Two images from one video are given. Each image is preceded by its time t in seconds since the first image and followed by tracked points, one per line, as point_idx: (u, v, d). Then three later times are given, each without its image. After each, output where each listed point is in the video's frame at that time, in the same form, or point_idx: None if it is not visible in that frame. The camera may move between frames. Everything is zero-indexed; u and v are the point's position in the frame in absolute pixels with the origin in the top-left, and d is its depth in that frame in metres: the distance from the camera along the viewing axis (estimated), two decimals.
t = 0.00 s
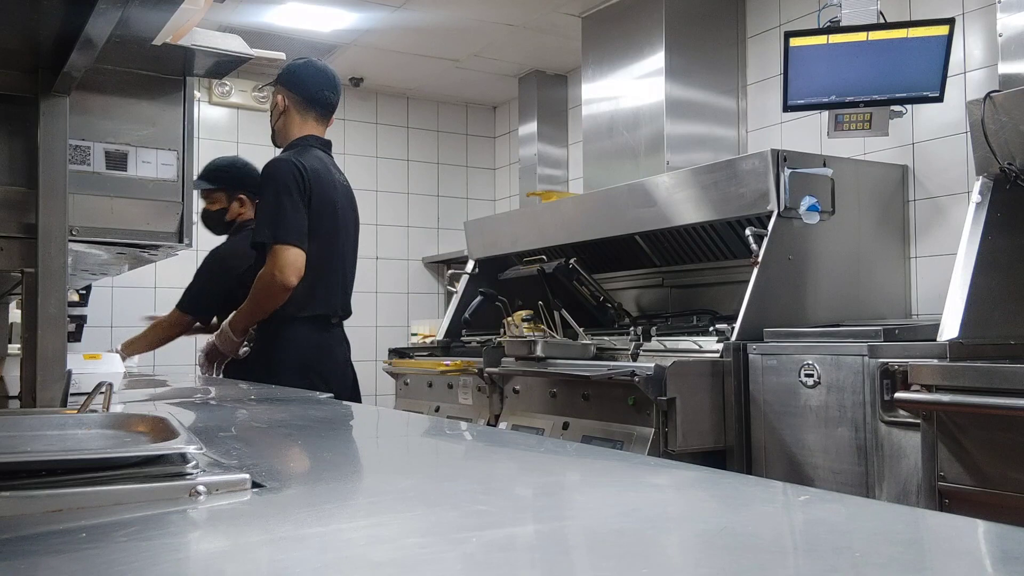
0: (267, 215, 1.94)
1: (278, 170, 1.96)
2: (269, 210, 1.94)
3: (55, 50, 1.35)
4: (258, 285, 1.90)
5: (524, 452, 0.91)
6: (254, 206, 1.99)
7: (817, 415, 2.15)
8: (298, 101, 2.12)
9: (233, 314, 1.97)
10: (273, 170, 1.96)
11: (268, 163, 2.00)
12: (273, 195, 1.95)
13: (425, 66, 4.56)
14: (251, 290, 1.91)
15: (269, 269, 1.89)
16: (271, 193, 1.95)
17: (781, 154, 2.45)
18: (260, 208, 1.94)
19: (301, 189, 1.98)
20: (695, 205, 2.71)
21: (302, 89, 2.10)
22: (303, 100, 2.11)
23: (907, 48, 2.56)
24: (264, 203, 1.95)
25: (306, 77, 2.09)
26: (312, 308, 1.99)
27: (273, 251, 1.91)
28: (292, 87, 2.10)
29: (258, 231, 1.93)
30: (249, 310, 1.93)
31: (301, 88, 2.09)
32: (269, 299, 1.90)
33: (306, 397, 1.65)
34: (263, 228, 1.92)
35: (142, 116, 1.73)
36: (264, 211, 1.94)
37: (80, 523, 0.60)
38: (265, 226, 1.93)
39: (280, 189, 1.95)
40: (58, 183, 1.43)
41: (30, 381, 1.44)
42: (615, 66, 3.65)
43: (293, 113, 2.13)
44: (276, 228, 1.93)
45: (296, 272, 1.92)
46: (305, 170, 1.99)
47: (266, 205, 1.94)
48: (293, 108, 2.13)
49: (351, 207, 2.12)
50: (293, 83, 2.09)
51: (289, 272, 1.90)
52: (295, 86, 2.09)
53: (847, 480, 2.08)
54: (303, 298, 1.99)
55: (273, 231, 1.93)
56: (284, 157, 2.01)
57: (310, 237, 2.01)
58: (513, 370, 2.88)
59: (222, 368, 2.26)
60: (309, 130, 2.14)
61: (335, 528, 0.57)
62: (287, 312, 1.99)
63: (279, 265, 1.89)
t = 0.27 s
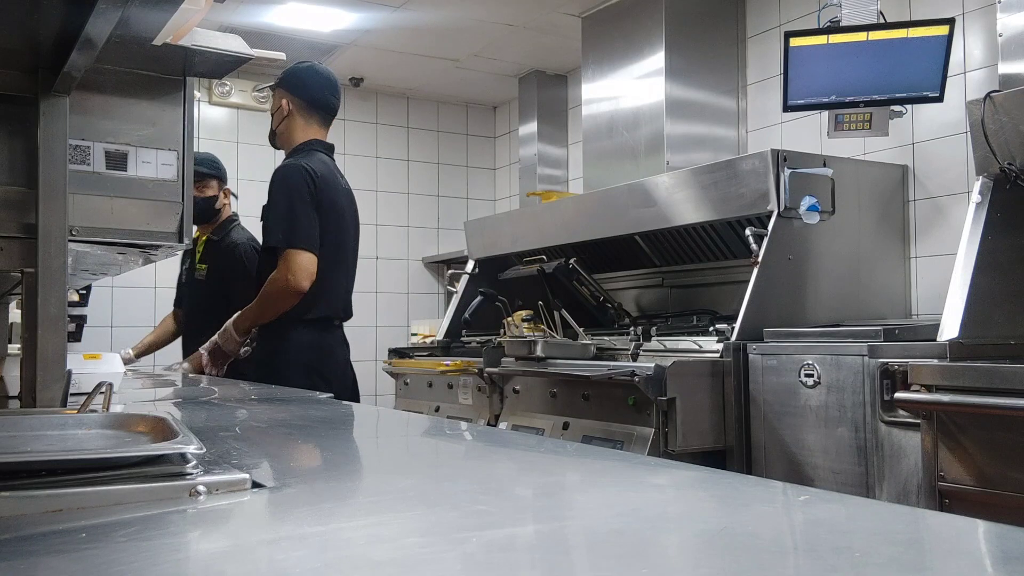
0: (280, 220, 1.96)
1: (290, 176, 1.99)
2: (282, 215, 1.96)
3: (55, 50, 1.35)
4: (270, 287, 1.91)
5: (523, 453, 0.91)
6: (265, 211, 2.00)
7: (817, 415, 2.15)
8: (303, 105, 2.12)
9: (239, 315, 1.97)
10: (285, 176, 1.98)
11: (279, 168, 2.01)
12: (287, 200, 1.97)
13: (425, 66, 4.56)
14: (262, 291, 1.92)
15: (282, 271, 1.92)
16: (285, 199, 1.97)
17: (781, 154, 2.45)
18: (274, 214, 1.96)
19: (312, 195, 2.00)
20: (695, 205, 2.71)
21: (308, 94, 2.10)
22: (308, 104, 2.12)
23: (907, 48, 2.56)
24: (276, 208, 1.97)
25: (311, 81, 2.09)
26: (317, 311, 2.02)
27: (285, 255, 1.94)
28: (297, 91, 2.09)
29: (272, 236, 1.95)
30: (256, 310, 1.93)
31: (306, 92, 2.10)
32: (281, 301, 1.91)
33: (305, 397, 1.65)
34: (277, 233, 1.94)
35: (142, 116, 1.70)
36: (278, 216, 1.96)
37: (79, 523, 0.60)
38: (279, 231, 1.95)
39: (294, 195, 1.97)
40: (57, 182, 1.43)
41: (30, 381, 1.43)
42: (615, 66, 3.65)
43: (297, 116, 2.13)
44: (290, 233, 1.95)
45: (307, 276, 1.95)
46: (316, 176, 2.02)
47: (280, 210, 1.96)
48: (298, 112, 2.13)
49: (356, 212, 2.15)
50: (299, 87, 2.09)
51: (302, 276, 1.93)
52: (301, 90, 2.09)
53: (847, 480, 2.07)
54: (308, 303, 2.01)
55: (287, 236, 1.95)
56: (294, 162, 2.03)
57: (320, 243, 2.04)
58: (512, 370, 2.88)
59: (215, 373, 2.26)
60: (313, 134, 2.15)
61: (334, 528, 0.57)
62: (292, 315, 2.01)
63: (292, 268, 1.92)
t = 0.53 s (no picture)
0: (289, 220, 1.96)
1: (297, 177, 1.99)
2: (291, 214, 1.96)
3: (55, 50, 1.35)
4: (279, 284, 1.91)
5: (524, 453, 0.91)
6: (273, 210, 2.00)
7: (817, 415, 2.15)
8: (309, 108, 2.12)
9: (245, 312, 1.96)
10: (292, 177, 1.98)
11: (288, 168, 2.02)
12: (296, 199, 1.97)
13: (425, 66, 4.56)
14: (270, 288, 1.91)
15: (292, 269, 1.91)
16: (293, 198, 1.97)
17: (781, 154, 2.45)
18: (282, 214, 1.96)
19: (319, 195, 2.01)
20: (695, 205, 2.71)
21: (313, 97, 2.10)
22: (313, 107, 2.12)
23: (907, 48, 2.56)
24: (285, 208, 1.97)
25: (317, 85, 2.10)
26: (321, 311, 2.02)
27: (295, 252, 1.94)
28: (303, 94, 2.09)
29: (280, 234, 1.95)
30: (262, 308, 1.93)
31: (312, 95, 2.10)
32: (290, 298, 1.91)
33: (305, 397, 1.65)
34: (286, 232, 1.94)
35: (142, 116, 1.69)
36: (286, 215, 1.96)
37: (80, 523, 0.60)
38: (287, 229, 1.96)
39: (302, 194, 1.97)
40: (58, 183, 1.43)
41: (30, 381, 1.43)
42: (615, 66, 3.65)
43: (301, 118, 2.13)
44: (298, 232, 1.95)
45: (317, 275, 1.95)
46: (323, 175, 2.03)
47: (289, 209, 1.96)
48: (303, 115, 2.13)
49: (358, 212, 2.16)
50: (304, 90, 2.09)
51: (312, 274, 1.93)
52: (307, 93, 2.09)
53: (848, 480, 2.07)
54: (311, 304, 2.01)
55: (295, 235, 1.95)
56: (300, 163, 2.03)
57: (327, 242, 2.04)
58: (513, 370, 2.88)
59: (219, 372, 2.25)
60: (318, 137, 2.16)
61: (334, 528, 0.57)
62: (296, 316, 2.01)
63: (302, 266, 1.92)
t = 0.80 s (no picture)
0: (295, 221, 1.96)
1: (303, 178, 1.99)
2: (297, 217, 1.96)
3: (55, 50, 1.35)
4: (284, 284, 1.90)
5: (524, 453, 0.91)
6: (278, 212, 1.99)
7: (817, 415, 2.15)
8: (314, 109, 2.13)
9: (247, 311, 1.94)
10: (298, 178, 1.98)
11: (294, 170, 2.01)
12: (303, 201, 1.97)
13: (425, 66, 4.56)
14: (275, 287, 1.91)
15: (298, 270, 1.91)
16: (299, 199, 1.97)
17: (781, 154, 2.45)
18: (288, 215, 1.96)
19: (324, 196, 2.01)
20: (695, 205, 2.71)
21: (320, 99, 2.11)
22: (319, 108, 2.13)
23: (908, 48, 2.56)
24: (291, 210, 1.97)
25: (324, 87, 2.11)
26: (326, 311, 2.02)
27: (300, 254, 1.93)
28: (309, 95, 2.10)
29: (287, 237, 1.95)
30: (265, 308, 1.92)
31: (319, 97, 2.11)
32: (294, 299, 1.91)
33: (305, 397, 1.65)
34: (292, 234, 1.94)
35: (142, 116, 1.69)
36: (293, 217, 1.96)
37: (80, 523, 0.59)
38: (293, 231, 1.95)
39: (308, 196, 1.97)
40: (57, 183, 1.43)
41: (30, 382, 1.43)
42: (615, 66, 3.65)
43: (306, 119, 2.13)
44: (305, 234, 1.95)
45: (322, 276, 1.95)
46: (327, 177, 2.03)
47: (295, 211, 1.96)
48: (308, 116, 2.13)
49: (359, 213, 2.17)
50: (311, 91, 2.10)
51: (317, 275, 1.93)
52: (314, 94, 2.10)
53: (848, 480, 2.07)
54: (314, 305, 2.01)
55: (302, 237, 1.95)
56: (304, 164, 2.03)
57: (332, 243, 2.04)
58: (513, 370, 2.88)
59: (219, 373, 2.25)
60: (322, 137, 2.16)
61: (334, 528, 0.57)
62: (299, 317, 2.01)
63: (307, 267, 1.92)
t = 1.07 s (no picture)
0: (314, 222, 1.97)
1: (318, 179, 2.00)
2: (315, 218, 1.98)
3: (55, 50, 1.35)
4: (305, 283, 1.93)
5: (524, 453, 0.91)
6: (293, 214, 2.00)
7: (817, 415, 2.15)
8: (318, 111, 2.13)
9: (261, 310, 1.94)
10: (314, 179, 2.00)
11: (306, 172, 2.02)
12: (320, 203, 1.99)
13: (425, 66, 4.56)
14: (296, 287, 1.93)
15: (320, 270, 1.94)
16: (316, 200, 1.99)
17: (781, 154, 2.45)
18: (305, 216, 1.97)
19: (338, 196, 2.03)
20: (695, 205, 2.71)
21: (324, 101, 2.12)
22: (322, 111, 2.14)
23: (908, 49, 2.56)
24: (308, 211, 1.98)
25: (327, 89, 2.12)
26: (327, 312, 2.02)
27: (322, 255, 1.96)
28: (314, 98, 2.10)
29: (307, 239, 1.97)
30: (282, 308, 1.94)
31: (323, 100, 2.12)
32: (312, 299, 1.94)
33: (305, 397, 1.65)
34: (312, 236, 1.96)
35: (142, 116, 1.69)
36: (311, 218, 1.98)
37: (80, 523, 0.59)
38: (313, 233, 1.97)
39: (324, 197, 1.99)
40: (57, 183, 1.43)
41: (30, 382, 1.43)
42: (615, 66, 3.65)
43: (309, 121, 2.14)
44: (324, 235, 1.97)
45: (342, 279, 1.97)
46: (340, 177, 2.05)
47: (314, 213, 1.98)
48: (311, 118, 2.13)
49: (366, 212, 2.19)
50: (315, 94, 2.11)
51: (338, 276, 1.95)
52: (318, 97, 2.10)
53: (848, 480, 2.07)
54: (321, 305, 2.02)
55: (321, 238, 1.97)
56: (317, 165, 2.04)
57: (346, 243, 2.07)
58: (513, 370, 2.88)
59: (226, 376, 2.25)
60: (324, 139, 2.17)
61: (334, 528, 0.57)
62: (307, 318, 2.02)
63: (328, 268, 1.94)
